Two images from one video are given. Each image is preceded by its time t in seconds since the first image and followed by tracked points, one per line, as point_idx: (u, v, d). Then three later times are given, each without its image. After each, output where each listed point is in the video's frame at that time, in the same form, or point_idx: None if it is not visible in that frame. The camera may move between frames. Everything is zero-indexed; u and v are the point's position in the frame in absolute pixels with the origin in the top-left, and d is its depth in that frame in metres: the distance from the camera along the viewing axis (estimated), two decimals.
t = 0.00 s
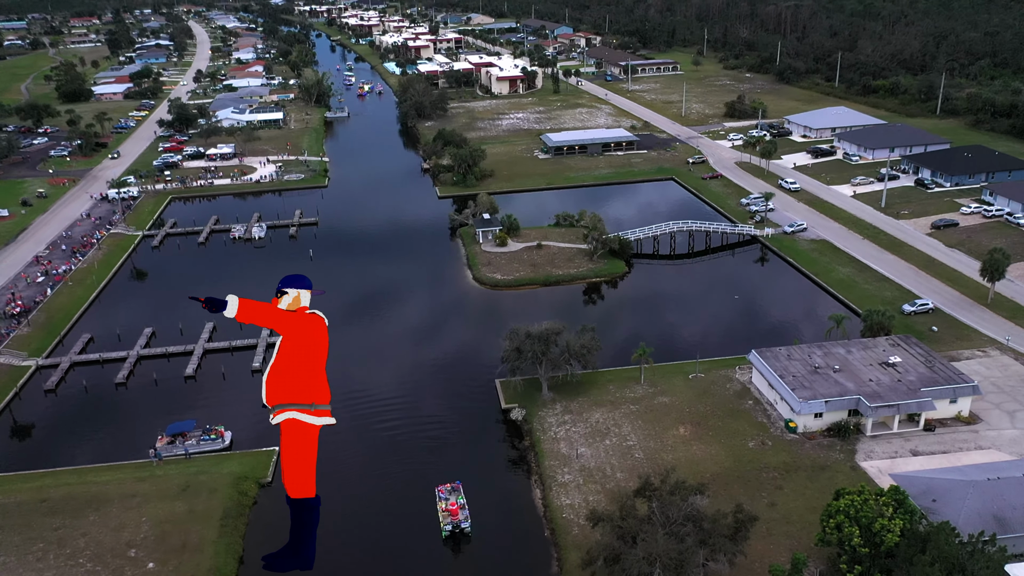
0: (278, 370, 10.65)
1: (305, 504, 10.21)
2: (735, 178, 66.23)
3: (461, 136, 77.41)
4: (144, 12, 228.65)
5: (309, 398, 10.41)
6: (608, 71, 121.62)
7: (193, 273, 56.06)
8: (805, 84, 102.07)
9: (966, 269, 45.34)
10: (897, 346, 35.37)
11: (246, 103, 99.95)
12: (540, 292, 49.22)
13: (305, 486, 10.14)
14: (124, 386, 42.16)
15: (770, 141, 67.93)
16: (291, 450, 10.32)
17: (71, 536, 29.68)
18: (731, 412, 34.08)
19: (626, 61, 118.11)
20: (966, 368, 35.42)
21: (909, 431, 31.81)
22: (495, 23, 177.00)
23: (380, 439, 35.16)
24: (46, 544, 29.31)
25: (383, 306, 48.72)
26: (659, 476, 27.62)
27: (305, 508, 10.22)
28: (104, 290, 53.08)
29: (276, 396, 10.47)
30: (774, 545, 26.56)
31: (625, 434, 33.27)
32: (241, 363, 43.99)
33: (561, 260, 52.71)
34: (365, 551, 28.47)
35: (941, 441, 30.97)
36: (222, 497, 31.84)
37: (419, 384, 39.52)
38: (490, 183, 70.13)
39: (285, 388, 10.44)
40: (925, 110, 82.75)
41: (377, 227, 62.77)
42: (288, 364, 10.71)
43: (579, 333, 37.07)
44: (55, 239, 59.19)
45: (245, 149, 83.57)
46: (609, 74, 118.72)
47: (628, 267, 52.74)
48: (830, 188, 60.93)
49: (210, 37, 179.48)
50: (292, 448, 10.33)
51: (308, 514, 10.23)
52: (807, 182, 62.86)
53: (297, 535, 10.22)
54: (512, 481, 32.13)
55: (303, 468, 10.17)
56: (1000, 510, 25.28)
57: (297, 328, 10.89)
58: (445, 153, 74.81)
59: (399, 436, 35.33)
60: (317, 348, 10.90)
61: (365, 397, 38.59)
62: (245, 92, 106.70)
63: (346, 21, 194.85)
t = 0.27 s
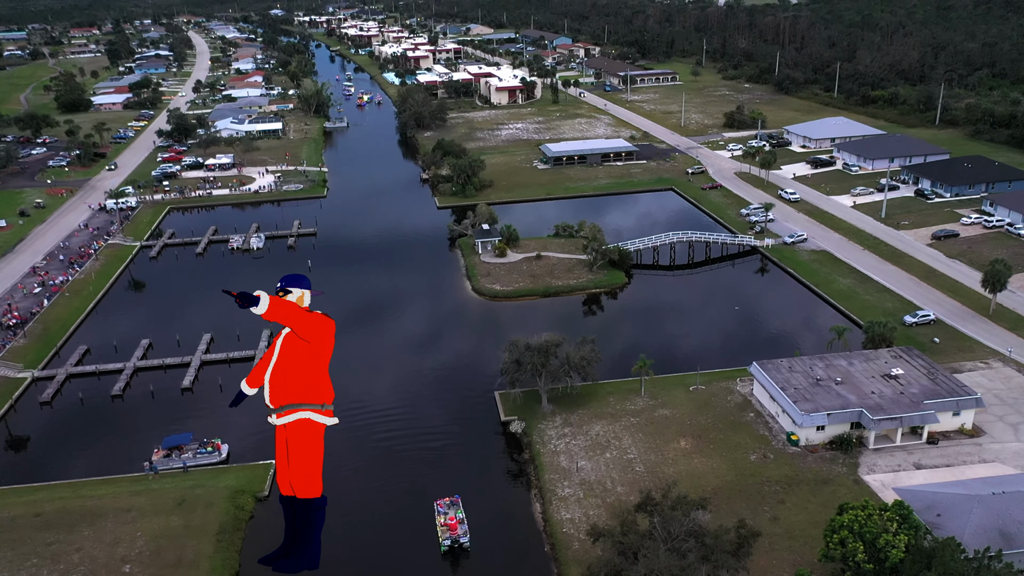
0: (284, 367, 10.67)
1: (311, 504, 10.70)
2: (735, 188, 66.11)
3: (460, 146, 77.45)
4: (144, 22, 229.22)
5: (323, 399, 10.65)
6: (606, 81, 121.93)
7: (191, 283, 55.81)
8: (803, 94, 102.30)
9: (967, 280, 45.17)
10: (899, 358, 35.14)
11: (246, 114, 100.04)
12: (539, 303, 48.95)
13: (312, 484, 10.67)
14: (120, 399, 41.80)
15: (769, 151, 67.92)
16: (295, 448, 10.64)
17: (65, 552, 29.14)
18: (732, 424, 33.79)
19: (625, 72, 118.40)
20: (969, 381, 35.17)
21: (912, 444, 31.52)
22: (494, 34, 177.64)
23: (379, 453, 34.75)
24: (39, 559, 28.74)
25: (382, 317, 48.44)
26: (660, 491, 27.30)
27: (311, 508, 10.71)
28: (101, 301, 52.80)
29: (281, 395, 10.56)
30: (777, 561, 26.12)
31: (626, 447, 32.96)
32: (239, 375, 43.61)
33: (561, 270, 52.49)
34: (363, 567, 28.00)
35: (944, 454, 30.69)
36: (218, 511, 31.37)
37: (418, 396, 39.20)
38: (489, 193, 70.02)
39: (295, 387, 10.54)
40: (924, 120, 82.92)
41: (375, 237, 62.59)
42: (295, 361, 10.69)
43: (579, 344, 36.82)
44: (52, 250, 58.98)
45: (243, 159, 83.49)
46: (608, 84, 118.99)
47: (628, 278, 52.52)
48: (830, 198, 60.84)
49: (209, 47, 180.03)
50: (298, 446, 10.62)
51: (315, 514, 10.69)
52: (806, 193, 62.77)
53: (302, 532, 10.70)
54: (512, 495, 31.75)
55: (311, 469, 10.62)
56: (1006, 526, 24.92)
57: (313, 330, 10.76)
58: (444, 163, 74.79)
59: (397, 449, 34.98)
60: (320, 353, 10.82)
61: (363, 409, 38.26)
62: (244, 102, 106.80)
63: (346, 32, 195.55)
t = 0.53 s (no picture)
0: (289, 367, 10.14)
1: (315, 504, 10.33)
2: (734, 196, 65.99)
3: (459, 154, 77.38)
4: (142, 30, 229.51)
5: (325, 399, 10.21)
6: (605, 89, 122.09)
7: (188, 292, 55.52)
8: (802, 102, 102.43)
9: (969, 288, 45.02)
10: (901, 367, 34.93)
11: (244, 121, 100.01)
12: (539, 312, 48.69)
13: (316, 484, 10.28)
14: (116, 409, 41.44)
15: (768, 159, 67.84)
16: (300, 448, 10.27)
17: (59, 564, 28.59)
18: (734, 435, 33.50)
19: (624, 79, 118.54)
20: (971, 390, 34.94)
21: (915, 454, 31.28)
22: (493, 41, 178.03)
23: (377, 463, 34.40)
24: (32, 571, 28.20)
25: (380, 325, 48.15)
26: (662, 502, 26.98)
27: (315, 507, 10.34)
28: (98, 309, 52.49)
29: (288, 396, 10.07)
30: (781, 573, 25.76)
31: (626, 457, 32.67)
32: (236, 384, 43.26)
33: (560, 279, 52.27)
34: None
35: (947, 464, 30.44)
36: (215, 522, 30.92)
37: (417, 406, 38.91)
38: (488, 201, 69.87)
39: (302, 387, 10.09)
40: (923, 128, 82.99)
41: (374, 245, 62.37)
42: (300, 360, 10.20)
43: (579, 354, 36.58)
44: (50, 258, 58.74)
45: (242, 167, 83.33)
46: (607, 92, 119.10)
47: (628, 286, 52.30)
48: (830, 206, 60.72)
49: (208, 55, 180.20)
50: (303, 446, 10.26)
51: (318, 514, 10.33)
52: (806, 201, 62.66)
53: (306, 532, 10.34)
54: (512, 506, 31.40)
55: (316, 469, 10.27)
56: (1011, 537, 24.67)
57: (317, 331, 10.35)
58: (443, 171, 74.70)
59: (396, 459, 34.66)
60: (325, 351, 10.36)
61: (361, 419, 37.95)
62: (243, 110, 106.78)
63: (346, 40, 195.93)
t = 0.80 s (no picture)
0: (297, 367, 11.05)
1: (319, 503, 11.19)
2: (734, 199, 65.81)
3: (458, 157, 77.19)
4: (141, 32, 229.16)
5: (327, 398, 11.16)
6: (605, 92, 121.93)
7: (186, 295, 55.24)
8: (802, 104, 102.33)
9: (970, 291, 44.84)
10: (903, 371, 34.73)
11: (243, 124, 99.85)
12: (538, 315, 48.43)
13: (319, 483, 11.14)
14: (113, 414, 41.14)
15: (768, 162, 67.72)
16: (303, 447, 11.14)
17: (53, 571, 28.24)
18: (735, 440, 33.26)
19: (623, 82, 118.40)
20: (973, 394, 34.72)
21: (918, 459, 31.04)
22: (492, 44, 177.90)
23: (376, 469, 34.11)
24: None
25: (379, 328, 47.88)
26: (663, 509, 26.75)
27: (318, 506, 11.22)
28: (95, 313, 52.21)
29: (298, 396, 10.97)
30: None
31: (627, 463, 32.42)
32: (233, 389, 42.96)
33: (560, 282, 52.04)
34: None
35: (950, 470, 30.20)
36: (212, 529, 30.57)
37: (416, 411, 38.65)
38: (488, 204, 69.64)
39: (312, 388, 11.03)
40: (923, 130, 82.90)
41: (372, 248, 62.10)
42: (305, 360, 11.12)
43: (579, 358, 36.35)
44: (47, 261, 58.49)
45: (240, 170, 83.10)
46: (606, 95, 119.00)
47: (627, 289, 52.08)
48: (830, 209, 60.53)
49: (206, 57, 179.91)
50: (306, 444, 11.10)
51: (321, 512, 11.21)
52: (806, 204, 62.51)
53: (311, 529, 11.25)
54: (512, 512, 31.11)
55: (320, 468, 11.11)
56: (1015, 544, 24.45)
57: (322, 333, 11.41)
58: (442, 173, 74.47)
59: (395, 464, 34.38)
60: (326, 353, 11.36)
61: (360, 424, 37.68)
62: (242, 113, 106.58)
63: (345, 42, 195.90)
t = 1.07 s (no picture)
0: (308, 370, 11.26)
1: (321, 502, 11.60)
2: (734, 201, 65.59)
3: (457, 158, 76.99)
4: (140, 34, 228.93)
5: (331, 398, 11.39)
6: (604, 93, 121.80)
7: (184, 298, 54.94)
8: (801, 106, 102.20)
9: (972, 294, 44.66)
10: (905, 375, 34.51)
11: (242, 126, 99.63)
12: (538, 318, 48.16)
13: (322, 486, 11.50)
14: (110, 418, 40.82)
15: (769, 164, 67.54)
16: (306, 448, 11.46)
17: None
18: (736, 444, 33.00)
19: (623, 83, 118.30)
20: (976, 398, 34.49)
21: (921, 464, 30.80)
22: (492, 45, 177.89)
23: (374, 474, 33.80)
24: None
25: (377, 331, 47.59)
26: (664, 515, 26.51)
27: (320, 505, 11.63)
28: (92, 316, 51.92)
29: (309, 396, 11.27)
30: None
31: (627, 467, 32.17)
32: (231, 393, 42.65)
33: (559, 285, 51.79)
34: None
35: (954, 475, 29.96)
36: (208, 535, 30.23)
37: (414, 415, 38.37)
38: (487, 206, 69.38)
39: (321, 389, 11.30)
40: (924, 132, 82.80)
41: (371, 250, 61.83)
42: (314, 363, 11.30)
43: (579, 362, 36.09)
44: (44, 264, 58.23)
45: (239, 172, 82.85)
46: (606, 96, 118.88)
47: (627, 292, 51.82)
48: (831, 211, 60.32)
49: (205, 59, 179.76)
50: (311, 445, 11.41)
51: (324, 512, 11.66)
52: (806, 206, 62.30)
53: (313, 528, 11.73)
54: (511, 517, 30.84)
55: (323, 470, 11.46)
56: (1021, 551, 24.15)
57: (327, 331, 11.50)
58: (441, 175, 74.26)
59: (394, 469, 34.09)
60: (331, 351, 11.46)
61: (358, 428, 37.40)
62: (240, 115, 106.34)
63: (344, 44, 195.81)
